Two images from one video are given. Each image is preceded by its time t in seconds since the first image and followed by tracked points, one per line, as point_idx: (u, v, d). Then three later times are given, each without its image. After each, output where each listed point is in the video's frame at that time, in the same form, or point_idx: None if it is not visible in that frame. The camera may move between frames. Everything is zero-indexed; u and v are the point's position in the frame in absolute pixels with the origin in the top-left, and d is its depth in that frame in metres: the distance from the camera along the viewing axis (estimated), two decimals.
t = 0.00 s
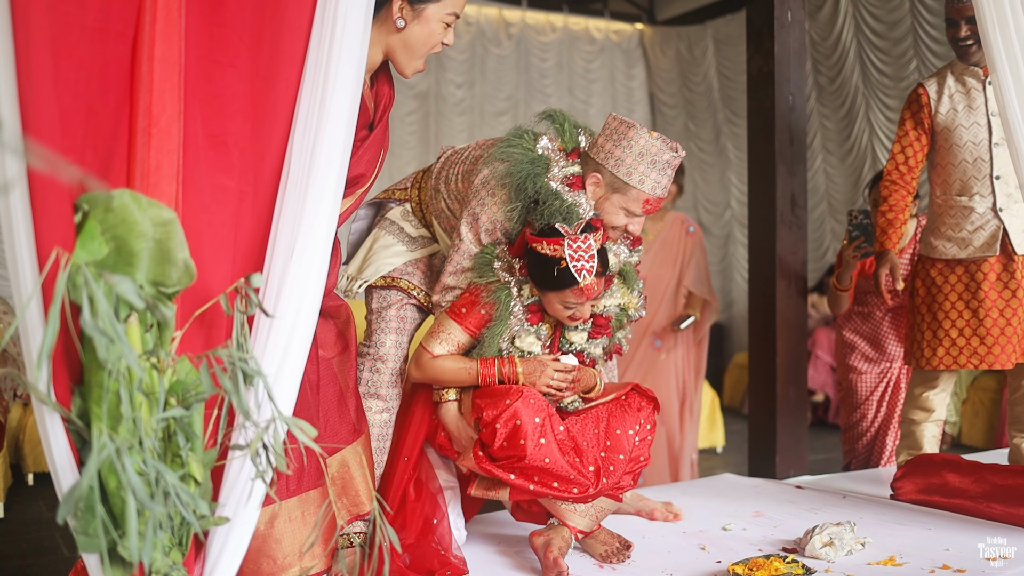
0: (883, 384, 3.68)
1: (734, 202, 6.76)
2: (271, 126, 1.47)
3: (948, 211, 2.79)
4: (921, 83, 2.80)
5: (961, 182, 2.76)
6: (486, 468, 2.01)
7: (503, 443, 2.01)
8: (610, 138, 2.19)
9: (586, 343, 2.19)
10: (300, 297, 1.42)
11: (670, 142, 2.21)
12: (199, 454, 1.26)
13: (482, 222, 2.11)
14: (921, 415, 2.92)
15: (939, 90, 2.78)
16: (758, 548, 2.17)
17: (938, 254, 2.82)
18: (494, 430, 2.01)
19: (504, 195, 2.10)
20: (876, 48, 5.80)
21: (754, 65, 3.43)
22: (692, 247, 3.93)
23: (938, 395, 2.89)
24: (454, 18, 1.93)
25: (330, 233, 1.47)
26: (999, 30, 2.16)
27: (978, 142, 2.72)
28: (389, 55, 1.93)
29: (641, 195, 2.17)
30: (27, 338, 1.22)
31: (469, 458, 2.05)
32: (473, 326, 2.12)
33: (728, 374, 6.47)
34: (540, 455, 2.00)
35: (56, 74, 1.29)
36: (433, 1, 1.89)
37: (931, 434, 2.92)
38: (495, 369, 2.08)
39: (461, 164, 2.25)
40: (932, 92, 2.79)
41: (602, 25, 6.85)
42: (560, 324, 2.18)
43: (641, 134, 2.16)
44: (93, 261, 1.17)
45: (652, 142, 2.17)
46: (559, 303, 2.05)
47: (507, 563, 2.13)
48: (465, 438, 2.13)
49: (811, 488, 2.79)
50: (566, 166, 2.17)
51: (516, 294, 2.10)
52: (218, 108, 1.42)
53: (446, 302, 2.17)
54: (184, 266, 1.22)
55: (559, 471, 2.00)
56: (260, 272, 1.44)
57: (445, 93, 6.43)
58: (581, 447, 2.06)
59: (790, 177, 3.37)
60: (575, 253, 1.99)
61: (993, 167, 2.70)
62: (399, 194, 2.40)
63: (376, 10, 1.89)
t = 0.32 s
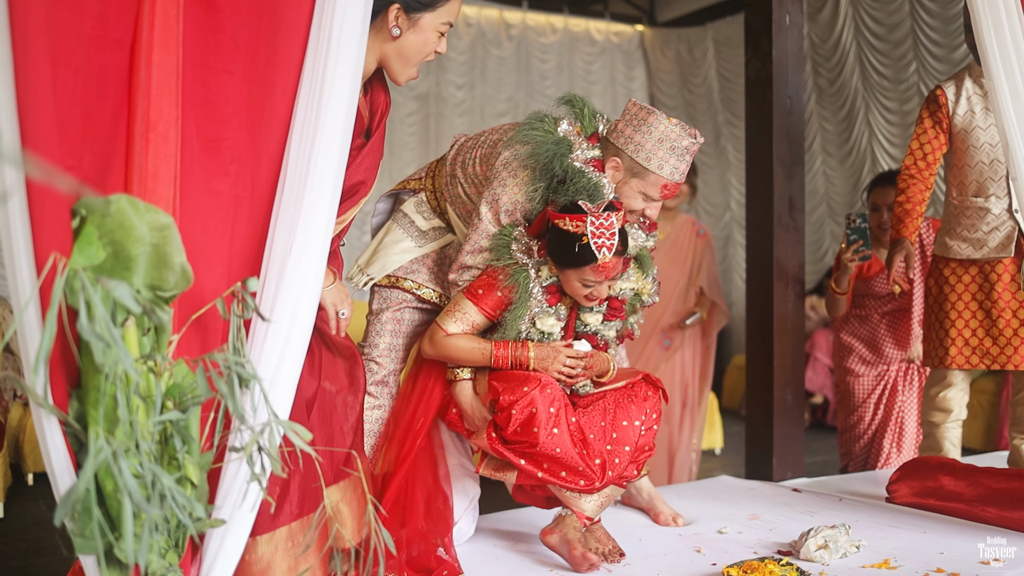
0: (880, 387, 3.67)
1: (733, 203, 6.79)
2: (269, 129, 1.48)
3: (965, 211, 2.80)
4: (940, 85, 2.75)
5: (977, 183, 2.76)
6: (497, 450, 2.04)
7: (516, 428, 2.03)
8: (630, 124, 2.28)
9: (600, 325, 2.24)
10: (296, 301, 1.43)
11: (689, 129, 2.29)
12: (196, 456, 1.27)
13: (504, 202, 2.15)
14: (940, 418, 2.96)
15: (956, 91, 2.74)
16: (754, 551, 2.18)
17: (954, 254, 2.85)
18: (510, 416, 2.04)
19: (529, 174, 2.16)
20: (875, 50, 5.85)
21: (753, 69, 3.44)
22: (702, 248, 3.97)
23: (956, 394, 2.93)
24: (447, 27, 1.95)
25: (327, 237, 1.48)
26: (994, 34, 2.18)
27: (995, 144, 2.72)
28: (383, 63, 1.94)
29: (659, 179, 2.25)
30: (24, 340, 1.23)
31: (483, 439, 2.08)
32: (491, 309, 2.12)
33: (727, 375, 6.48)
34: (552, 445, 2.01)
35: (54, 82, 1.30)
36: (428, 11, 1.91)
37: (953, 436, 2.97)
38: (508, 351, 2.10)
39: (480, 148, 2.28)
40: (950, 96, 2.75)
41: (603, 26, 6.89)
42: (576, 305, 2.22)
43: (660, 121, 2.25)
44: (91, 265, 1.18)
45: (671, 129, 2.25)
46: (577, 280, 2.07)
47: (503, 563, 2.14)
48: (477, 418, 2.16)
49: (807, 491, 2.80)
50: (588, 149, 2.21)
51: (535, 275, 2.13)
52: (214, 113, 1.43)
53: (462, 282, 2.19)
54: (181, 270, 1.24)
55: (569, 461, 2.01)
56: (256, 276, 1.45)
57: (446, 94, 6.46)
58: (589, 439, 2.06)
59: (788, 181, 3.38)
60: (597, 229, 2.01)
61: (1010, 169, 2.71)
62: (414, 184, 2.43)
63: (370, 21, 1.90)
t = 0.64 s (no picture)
0: (876, 390, 3.68)
1: (732, 205, 6.82)
2: (264, 140, 1.49)
3: (968, 214, 2.82)
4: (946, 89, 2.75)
5: (982, 187, 2.79)
6: (513, 440, 2.14)
7: (532, 418, 2.12)
8: (649, 117, 2.32)
9: (616, 319, 2.30)
10: (290, 310, 1.45)
11: (706, 121, 2.33)
12: (191, 463, 1.29)
13: (526, 197, 2.21)
14: (974, 422, 2.93)
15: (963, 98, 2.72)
16: (746, 554, 2.20)
17: (958, 256, 2.88)
18: (525, 406, 2.12)
19: (550, 170, 2.22)
20: (874, 53, 5.87)
21: (748, 73, 3.46)
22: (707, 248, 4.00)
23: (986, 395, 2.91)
24: (437, 40, 1.97)
25: (321, 247, 1.50)
26: (985, 41, 2.27)
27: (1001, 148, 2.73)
28: (373, 75, 1.96)
29: (677, 172, 2.30)
30: (23, 352, 1.25)
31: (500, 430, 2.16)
32: (508, 303, 2.19)
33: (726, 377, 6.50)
34: (565, 433, 2.11)
35: (51, 96, 1.32)
36: (418, 26, 1.93)
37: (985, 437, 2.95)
38: (524, 347, 2.16)
39: (499, 147, 2.34)
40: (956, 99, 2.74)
41: (602, 28, 6.92)
42: (593, 300, 2.27)
43: (679, 114, 2.29)
44: (87, 276, 1.20)
45: (689, 122, 2.29)
46: (596, 273, 2.13)
47: (498, 567, 2.16)
48: (494, 410, 2.23)
49: (802, 494, 2.82)
50: (607, 144, 2.26)
51: (552, 270, 2.19)
52: (208, 124, 1.44)
53: (481, 275, 2.23)
54: (176, 280, 1.25)
55: (582, 449, 2.11)
56: (250, 285, 1.47)
57: (445, 96, 6.49)
58: (603, 428, 2.16)
59: (784, 183, 3.40)
60: (618, 223, 2.07)
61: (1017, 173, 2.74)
62: (429, 186, 2.47)
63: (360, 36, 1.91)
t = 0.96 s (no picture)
0: (868, 397, 3.69)
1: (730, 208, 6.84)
2: (252, 152, 1.51)
3: (968, 232, 2.87)
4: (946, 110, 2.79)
5: (983, 208, 2.84)
6: (541, 444, 2.14)
7: (559, 421, 2.14)
8: (671, 121, 2.36)
9: (641, 323, 2.31)
10: (278, 321, 1.47)
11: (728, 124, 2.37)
12: (179, 471, 1.31)
13: (552, 203, 2.24)
14: (976, 430, 2.94)
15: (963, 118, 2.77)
16: (735, 561, 2.21)
17: (954, 271, 2.93)
18: (551, 409, 2.14)
19: (575, 176, 2.24)
20: (872, 58, 5.91)
21: (743, 80, 3.46)
22: (708, 253, 3.91)
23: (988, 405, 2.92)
24: (425, 49, 1.99)
25: (309, 257, 1.51)
26: (978, 61, 2.33)
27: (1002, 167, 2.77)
28: (362, 82, 1.97)
29: (700, 174, 2.33)
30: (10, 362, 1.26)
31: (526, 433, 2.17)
32: (534, 308, 2.22)
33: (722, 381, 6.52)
34: (591, 435, 2.11)
35: (42, 111, 1.33)
36: (406, 33, 1.94)
37: (988, 446, 2.95)
38: (551, 352, 2.19)
39: (519, 157, 2.37)
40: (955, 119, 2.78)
41: (602, 32, 6.93)
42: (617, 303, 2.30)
43: (700, 117, 2.33)
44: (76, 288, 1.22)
45: (710, 125, 2.33)
46: (616, 275, 2.14)
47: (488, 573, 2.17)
48: (519, 414, 2.25)
49: (792, 501, 2.83)
50: (630, 149, 2.30)
51: (576, 274, 2.22)
52: (197, 136, 1.46)
53: (507, 280, 2.27)
54: (165, 290, 1.27)
55: (609, 450, 2.11)
56: (239, 295, 1.49)
57: (445, 99, 6.50)
58: (630, 429, 2.16)
59: (779, 189, 3.42)
60: (637, 224, 2.08)
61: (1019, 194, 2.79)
62: (450, 199, 2.50)
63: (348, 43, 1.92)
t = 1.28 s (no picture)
0: (864, 395, 3.70)
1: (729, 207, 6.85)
2: (239, 160, 1.52)
3: (963, 245, 2.89)
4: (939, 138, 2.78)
5: (979, 222, 2.86)
6: (581, 454, 2.27)
7: (600, 431, 2.25)
8: (688, 127, 2.34)
9: (672, 326, 2.37)
10: (267, 328, 1.48)
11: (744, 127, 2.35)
12: (170, 478, 1.31)
13: (579, 215, 2.26)
14: (970, 428, 2.95)
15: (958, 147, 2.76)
16: (729, 561, 2.22)
17: (947, 279, 2.95)
18: (592, 419, 2.25)
19: (599, 187, 2.26)
20: (869, 56, 5.89)
21: (738, 81, 3.47)
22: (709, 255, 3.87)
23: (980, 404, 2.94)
24: (407, 46, 1.96)
25: (298, 265, 1.53)
26: (970, 71, 2.35)
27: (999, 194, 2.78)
28: (347, 79, 1.96)
29: (719, 178, 2.33)
30: None
31: (568, 444, 2.29)
32: (569, 322, 2.26)
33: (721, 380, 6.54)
34: (632, 444, 2.23)
35: (29, 124, 1.35)
36: (389, 31, 1.91)
37: (982, 446, 2.96)
38: (591, 366, 2.28)
39: (540, 168, 2.39)
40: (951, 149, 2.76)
41: (599, 31, 6.93)
42: (648, 309, 2.36)
43: (718, 123, 2.30)
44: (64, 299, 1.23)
45: (728, 130, 2.31)
46: (649, 279, 2.22)
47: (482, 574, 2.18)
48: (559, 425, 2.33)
49: (788, 501, 2.84)
50: (650, 157, 2.32)
51: (608, 285, 2.27)
52: (184, 145, 1.47)
53: (538, 294, 2.30)
54: (153, 299, 1.27)
55: (650, 459, 2.23)
56: (228, 303, 1.50)
57: (443, 99, 6.51)
58: (668, 438, 2.27)
59: (773, 190, 3.42)
60: (668, 230, 2.17)
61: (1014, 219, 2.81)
62: (470, 211, 2.50)
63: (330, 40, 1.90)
